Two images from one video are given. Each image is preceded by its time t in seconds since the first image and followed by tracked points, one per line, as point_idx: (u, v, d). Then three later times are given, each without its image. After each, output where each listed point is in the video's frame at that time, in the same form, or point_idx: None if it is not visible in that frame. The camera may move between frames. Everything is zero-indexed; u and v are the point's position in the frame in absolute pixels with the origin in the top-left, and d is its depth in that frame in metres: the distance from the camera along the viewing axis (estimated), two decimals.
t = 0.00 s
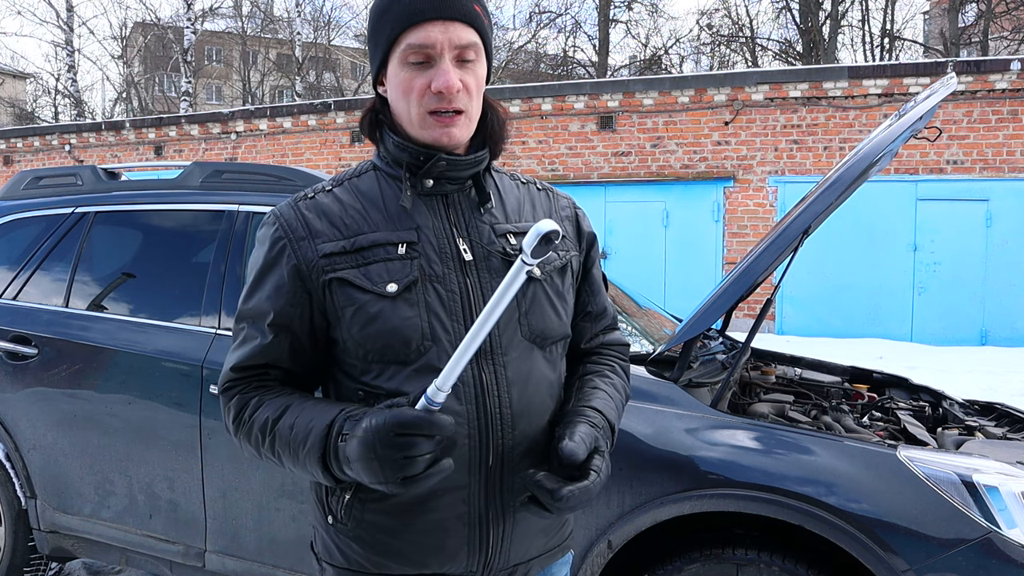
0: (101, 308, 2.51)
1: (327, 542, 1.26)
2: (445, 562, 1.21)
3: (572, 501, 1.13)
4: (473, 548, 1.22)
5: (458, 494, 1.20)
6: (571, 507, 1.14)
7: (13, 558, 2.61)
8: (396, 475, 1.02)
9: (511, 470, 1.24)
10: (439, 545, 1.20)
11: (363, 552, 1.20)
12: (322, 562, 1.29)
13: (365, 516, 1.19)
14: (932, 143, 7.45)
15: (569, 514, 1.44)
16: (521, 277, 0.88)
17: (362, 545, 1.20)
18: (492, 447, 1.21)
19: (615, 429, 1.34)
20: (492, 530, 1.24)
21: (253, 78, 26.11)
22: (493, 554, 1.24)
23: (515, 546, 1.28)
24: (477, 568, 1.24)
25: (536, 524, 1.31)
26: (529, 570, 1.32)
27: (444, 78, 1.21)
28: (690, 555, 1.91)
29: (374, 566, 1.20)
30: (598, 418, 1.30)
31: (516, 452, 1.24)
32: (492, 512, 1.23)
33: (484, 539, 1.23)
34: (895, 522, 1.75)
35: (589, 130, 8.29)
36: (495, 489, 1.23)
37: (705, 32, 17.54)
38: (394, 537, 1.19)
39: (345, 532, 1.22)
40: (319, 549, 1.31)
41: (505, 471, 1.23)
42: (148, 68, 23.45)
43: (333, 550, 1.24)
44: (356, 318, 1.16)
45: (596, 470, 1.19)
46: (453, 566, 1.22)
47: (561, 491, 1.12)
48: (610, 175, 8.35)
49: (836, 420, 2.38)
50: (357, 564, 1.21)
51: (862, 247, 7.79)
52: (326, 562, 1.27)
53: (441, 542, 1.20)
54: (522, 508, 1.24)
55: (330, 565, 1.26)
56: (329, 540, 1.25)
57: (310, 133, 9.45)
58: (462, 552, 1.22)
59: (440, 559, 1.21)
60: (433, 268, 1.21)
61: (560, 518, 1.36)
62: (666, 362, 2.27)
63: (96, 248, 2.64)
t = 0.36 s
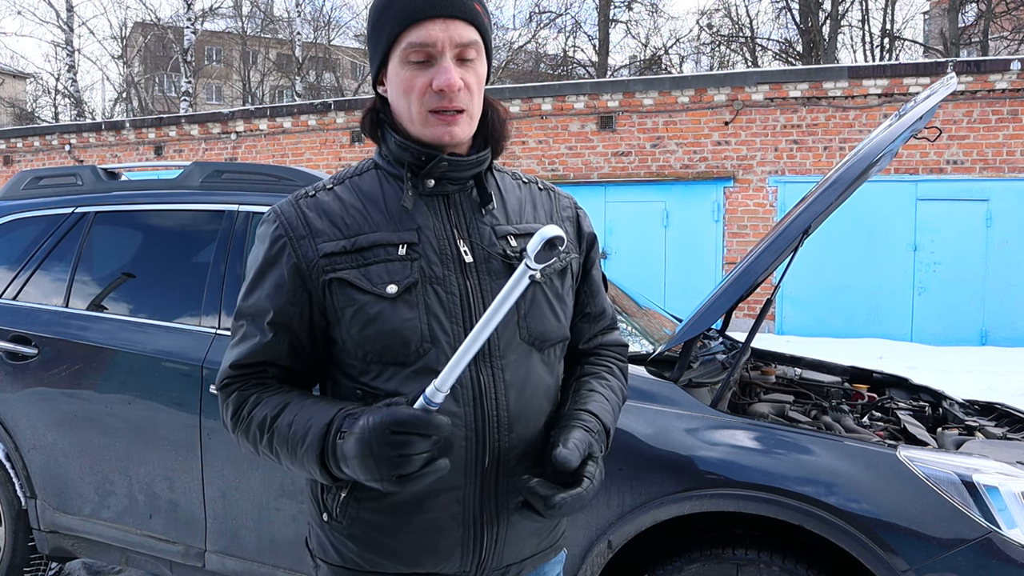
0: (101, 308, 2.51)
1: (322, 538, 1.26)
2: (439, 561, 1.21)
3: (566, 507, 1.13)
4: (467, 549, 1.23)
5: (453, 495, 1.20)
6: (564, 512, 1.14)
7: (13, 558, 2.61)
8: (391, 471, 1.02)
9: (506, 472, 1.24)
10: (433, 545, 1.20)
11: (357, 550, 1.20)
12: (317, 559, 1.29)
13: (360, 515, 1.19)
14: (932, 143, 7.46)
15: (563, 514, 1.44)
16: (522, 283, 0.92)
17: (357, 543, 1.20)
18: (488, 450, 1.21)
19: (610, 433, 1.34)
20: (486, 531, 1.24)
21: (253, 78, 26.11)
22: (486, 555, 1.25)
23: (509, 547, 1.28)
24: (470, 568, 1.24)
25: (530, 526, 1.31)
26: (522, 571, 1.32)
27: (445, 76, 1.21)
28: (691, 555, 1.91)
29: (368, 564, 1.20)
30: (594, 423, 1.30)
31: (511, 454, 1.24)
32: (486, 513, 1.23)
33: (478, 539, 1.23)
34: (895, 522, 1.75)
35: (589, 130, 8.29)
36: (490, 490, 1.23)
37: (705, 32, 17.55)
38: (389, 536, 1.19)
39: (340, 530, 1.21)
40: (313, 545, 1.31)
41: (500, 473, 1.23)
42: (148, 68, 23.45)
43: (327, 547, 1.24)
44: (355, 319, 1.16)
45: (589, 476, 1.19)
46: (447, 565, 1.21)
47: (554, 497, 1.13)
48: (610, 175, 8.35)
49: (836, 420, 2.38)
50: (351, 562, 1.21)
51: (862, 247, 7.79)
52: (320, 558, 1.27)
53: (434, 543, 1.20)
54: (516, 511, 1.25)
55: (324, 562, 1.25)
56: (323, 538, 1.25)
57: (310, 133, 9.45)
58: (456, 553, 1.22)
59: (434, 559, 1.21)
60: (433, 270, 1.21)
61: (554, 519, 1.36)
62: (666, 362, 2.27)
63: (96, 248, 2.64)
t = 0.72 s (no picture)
0: (101, 308, 2.51)
1: (314, 534, 1.26)
2: (430, 563, 1.21)
3: (557, 514, 1.13)
4: (458, 551, 1.23)
5: (446, 498, 1.20)
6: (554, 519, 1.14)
7: (13, 558, 2.61)
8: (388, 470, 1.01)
9: (500, 476, 1.24)
10: (426, 546, 1.21)
11: (350, 548, 1.20)
12: (310, 555, 1.29)
13: (354, 513, 1.19)
14: (932, 143, 7.45)
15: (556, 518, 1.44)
16: (536, 294, 0.94)
17: (350, 541, 1.20)
18: (483, 454, 1.21)
19: (606, 439, 1.34)
20: (478, 534, 1.24)
21: (253, 78, 26.12)
22: (477, 558, 1.25)
23: (500, 550, 1.28)
24: (461, 570, 1.24)
25: (522, 529, 1.31)
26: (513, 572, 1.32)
27: (438, 76, 1.21)
28: (690, 555, 1.91)
29: (360, 563, 1.21)
30: (589, 429, 1.30)
31: (505, 459, 1.24)
32: (479, 515, 1.23)
33: (471, 542, 1.23)
34: (895, 522, 1.75)
35: (589, 130, 8.29)
36: (483, 494, 1.23)
37: (705, 32, 17.55)
38: (382, 536, 1.19)
39: (333, 527, 1.21)
40: (306, 541, 1.31)
41: (494, 476, 1.23)
42: (148, 68, 23.44)
43: (321, 544, 1.24)
44: (355, 318, 1.16)
45: (582, 482, 1.19)
46: (437, 567, 1.22)
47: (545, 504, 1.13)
48: (610, 175, 8.35)
49: (836, 420, 2.38)
50: (343, 559, 1.21)
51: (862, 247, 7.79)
52: (312, 554, 1.27)
53: (427, 545, 1.20)
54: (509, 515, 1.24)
55: (316, 558, 1.26)
56: (317, 534, 1.25)
57: (310, 133, 9.45)
58: (448, 555, 1.22)
59: (426, 561, 1.21)
60: (434, 271, 1.21)
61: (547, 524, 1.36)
62: (666, 362, 2.27)
63: (96, 248, 2.64)
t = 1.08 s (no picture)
0: (101, 308, 2.51)
1: (322, 536, 1.26)
2: (439, 562, 1.21)
3: (565, 508, 1.14)
4: (467, 550, 1.22)
5: (454, 497, 1.20)
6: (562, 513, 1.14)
7: (13, 558, 2.61)
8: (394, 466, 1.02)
9: (506, 473, 1.24)
10: (433, 545, 1.20)
11: (358, 549, 1.20)
12: (317, 558, 1.29)
13: (361, 514, 1.19)
14: (932, 143, 7.46)
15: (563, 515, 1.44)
16: (548, 289, 0.93)
17: (358, 542, 1.20)
18: (488, 452, 1.21)
19: (611, 434, 1.34)
20: (486, 533, 1.24)
21: (253, 78, 26.12)
22: (485, 556, 1.25)
23: (508, 547, 1.28)
24: (470, 568, 1.24)
25: (529, 526, 1.31)
26: (522, 570, 1.32)
27: (456, 76, 1.22)
28: (690, 555, 1.91)
29: (369, 564, 1.20)
30: (594, 424, 1.30)
31: (511, 455, 1.24)
32: (486, 513, 1.23)
33: (478, 540, 1.23)
34: (895, 522, 1.75)
35: (589, 130, 8.29)
36: (490, 492, 1.23)
37: (705, 32, 17.56)
38: (390, 537, 1.19)
39: (340, 529, 1.21)
40: (314, 543, 1.31)
41: (500, 474, 1.23)
42: (148, 68, 23.44)
43: (329, 546, 1.24)
44: (357, 319, 1.16)
45: (588, 477, 1.19)
46: (446, 566, 1.21)
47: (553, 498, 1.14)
48: (610, 175, 8.35)
49: (836, 420, 2.38)
50: (351, 561, 1.21)
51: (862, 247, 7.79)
52: (321, 556, 1.27)
53: (434, 543, 1.20)
54: (516, 512, 1.25)
55: (324, 561, 1.26)
56: (324, 537, 1.25)
57: (310, 133, 9.46)
58: (456, 553, 1.22)
59: (434, 559, 1.21)
60: (435, 271, 1.21)
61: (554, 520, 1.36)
62: (666, 362, 2.27)
63: (96, 248, 2.64)
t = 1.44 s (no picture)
0: (101, 308, 2.51)
1: (325, 539, 1.26)
2: (443, 562, 1.21)
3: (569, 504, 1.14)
4: (470, 550, 1.23)
5: (457, 497, 1.20)
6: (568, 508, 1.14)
7: (13, 558, 2.61)
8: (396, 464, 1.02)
9: (508, 472, 1.24)
10: (437, 546, 1.20)
11: (361, 551, 1.20)
12: (320, 560, 1.29)
13: (364, 516, 1.19)
14: (932, 143, 7.46)
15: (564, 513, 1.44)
16: (550, 289, 0.93)
17: (361, 544, 1.20)
18: (490, 452, 1.21)
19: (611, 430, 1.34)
20: (489, 532, 1.24)
21: (253, 78, 26.12)
22: (489, 555, 1.25)
23: (511, 546, 1.28)
24: (474, 569, 1.24)
25: (532, 526, 1.31)
26: (525, 570, 1.32)
27: (455, 77, 1.22)
28: (691, 555, 1.91)
29: (373, 565, 1.20)
30: (595, 422, 1.30)
31: (514, 454, 1.24)
32: (489, 513, 1.23)
33: (482, 540, 1.23)
34: (895, 522, 1.75)
35: (589, 130, 8.29)
36: (492, 493, 1.23)
37: (705, 32, 17.56)
38: (393, 537, 1.19)
39: (343, 531, 1.21)
40: (316, 546, 1.31)
41: (503, 473, 1.23)
42: (148, 68, 23.44)
43: (331, 548, 1.24)
44: (357, 320, 1.16)
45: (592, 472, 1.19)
46: (450, 566, 1.22)
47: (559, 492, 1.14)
48: (610, 175, 8.35)
49: (836, 420, 2.38)
50: (355, 563, 1.21)
51: (862, 247, 7.79)
52: (325, 559, 1.26)
53: (438, 544, 1.20)
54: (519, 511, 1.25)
55: (327, 563, 1.26)
56: (326, 539, 1.25)
57: (310, 133, 9.46)
58: (460, 554, 1.22)
59: (437, 560, 1.21)
60: (434, 271, 1.21)
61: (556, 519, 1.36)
62: (666, 362, 2.27)
63: (96, 248, 2.64)
